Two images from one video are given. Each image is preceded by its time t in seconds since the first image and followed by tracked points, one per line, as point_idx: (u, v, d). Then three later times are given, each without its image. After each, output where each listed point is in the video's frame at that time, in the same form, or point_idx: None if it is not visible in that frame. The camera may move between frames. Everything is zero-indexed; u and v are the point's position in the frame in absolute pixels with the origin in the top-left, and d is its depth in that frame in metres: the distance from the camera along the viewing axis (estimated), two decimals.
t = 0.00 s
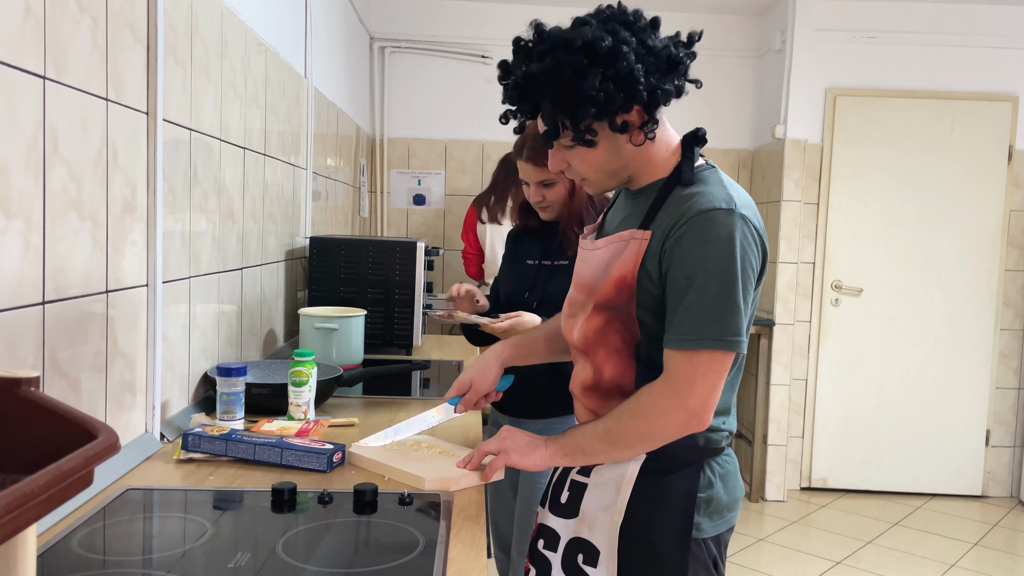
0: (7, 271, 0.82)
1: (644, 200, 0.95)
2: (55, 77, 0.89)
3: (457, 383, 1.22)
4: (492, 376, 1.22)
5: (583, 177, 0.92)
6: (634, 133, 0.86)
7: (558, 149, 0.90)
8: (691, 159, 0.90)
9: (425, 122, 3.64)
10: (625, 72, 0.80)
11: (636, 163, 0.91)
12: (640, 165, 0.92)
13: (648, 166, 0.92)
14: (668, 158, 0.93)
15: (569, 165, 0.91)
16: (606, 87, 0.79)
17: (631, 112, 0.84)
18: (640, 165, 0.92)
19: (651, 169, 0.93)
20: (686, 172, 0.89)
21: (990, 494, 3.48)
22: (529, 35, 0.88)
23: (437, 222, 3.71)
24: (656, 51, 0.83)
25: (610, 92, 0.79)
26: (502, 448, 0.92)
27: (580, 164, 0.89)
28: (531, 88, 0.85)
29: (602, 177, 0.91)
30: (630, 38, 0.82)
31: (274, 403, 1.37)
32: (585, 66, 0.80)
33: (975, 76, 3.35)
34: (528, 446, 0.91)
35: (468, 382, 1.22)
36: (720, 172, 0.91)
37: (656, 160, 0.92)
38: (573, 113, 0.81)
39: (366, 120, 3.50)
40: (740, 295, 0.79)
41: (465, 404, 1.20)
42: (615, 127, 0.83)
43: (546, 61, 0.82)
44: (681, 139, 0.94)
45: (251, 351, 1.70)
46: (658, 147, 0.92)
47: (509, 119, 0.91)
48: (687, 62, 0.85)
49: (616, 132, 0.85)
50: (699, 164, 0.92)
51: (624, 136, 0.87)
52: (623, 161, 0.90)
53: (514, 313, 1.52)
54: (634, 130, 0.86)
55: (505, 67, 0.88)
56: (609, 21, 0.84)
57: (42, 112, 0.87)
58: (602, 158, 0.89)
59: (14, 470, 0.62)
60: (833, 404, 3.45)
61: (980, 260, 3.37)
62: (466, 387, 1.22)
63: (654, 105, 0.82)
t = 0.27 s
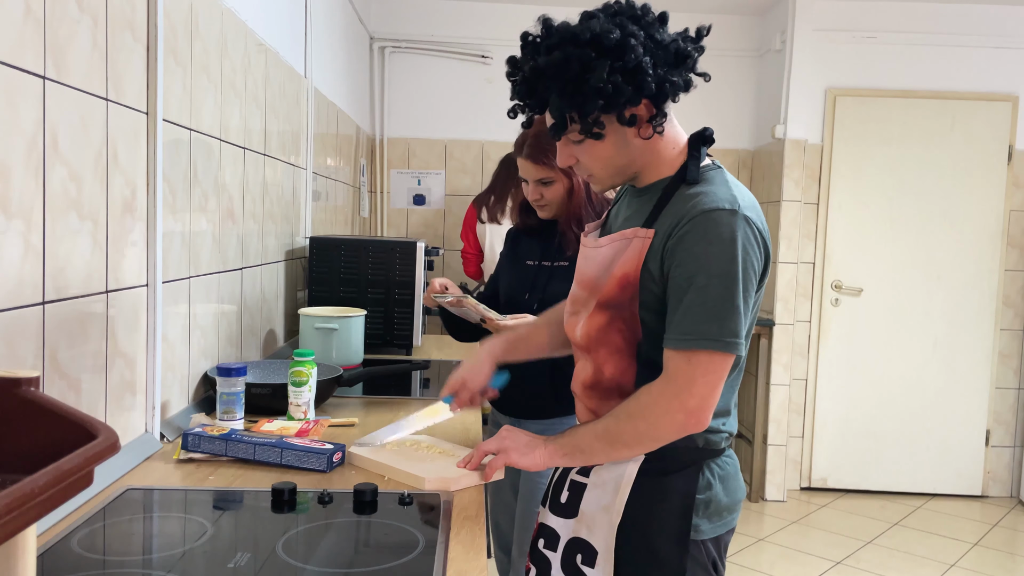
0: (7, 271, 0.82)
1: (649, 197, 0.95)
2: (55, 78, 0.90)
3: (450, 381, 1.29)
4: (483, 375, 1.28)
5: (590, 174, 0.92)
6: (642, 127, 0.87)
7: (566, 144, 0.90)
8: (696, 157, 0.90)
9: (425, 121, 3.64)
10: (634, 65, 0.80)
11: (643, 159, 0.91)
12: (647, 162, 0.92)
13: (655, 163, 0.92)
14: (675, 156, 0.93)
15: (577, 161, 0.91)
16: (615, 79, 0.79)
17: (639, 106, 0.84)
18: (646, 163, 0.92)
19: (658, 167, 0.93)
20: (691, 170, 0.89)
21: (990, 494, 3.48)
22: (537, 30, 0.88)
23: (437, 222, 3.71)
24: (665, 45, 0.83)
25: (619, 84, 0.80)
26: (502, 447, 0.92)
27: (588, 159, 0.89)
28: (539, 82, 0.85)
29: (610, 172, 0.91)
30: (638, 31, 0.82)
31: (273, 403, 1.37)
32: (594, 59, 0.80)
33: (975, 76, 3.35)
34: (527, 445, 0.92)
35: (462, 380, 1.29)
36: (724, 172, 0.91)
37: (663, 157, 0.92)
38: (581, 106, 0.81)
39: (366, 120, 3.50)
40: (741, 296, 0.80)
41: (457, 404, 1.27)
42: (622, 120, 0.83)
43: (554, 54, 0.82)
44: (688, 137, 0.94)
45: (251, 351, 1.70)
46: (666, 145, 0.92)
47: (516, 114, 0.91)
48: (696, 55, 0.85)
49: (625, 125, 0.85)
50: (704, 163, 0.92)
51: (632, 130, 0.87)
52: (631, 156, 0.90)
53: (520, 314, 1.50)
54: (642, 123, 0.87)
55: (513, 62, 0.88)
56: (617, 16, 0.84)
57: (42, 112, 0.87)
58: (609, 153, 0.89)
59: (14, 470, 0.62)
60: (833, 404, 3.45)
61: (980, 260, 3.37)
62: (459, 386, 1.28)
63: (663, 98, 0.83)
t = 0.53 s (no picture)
0: (7, 271, 0.82)
1: (654, 198, 0.95)
2: (55, 78, 0.90)
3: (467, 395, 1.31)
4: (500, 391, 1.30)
5: (594, 172, 0.92)
6: (646, 125, 0.87)
7: (571, 142, 0.90)
8: (701, 159, 0.90)
9: (425, 121, 3.64)
10: (638, 63, 0.80)
11: (647, 159, 0.91)
12: (651, 162, 0.92)
13: (660, 164, 0.92)
14: (680, 157, 0.93)
15: (581, 159, 0.91)
16: (618, 78, 0.79)
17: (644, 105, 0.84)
18: (651, 162, 0.92)
19: (663, 167, 0.93)
20: (695, 173, 0.89)
21: (990, 494, 3.48)
22: (544, 28, 0.88)
23: (437, 222, 3.71)
24: (671, 44, 0.83)
25: (623, 83, 0.80)
26: (502, 447, 0.92)
27: (592, 158, 0.90)
28: (544, 79, 0.85)
29: (613, 171, 0.91)
30: (645, 30, 0.82)
31: (273, 403, 1.37)
32: (599, 57, 0.80)
33: (975, 76, 3.35)
34: (527, 445, 0.92)
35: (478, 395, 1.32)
36: (729, 174, 0.91)
37: (668, 158, 0.92)
38: (585, 103, 0.82)
39: (366, 120, 3.50)
40: (742, 299, 0.80)
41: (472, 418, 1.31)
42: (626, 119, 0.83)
43: (560, 51, 0.82)
44: (694, 139, 0.94)
45: (251, 351, 1.70)
46: (671, 145, 0.92)
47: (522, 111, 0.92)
48: (702, 55, 0.85)
49: (629, 124, 0.85)
50: (709, 165, 0.92)
51: (637, 129, 0.87)
52: (635, 155, 0.90)
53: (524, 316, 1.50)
54: (647, 123, 0.87)
55: (519, 59, 0.89)
56: (624, 14, 0.84)
57: (42, 112, 0.87)
58: (614, 151, 0.89)
59: (14, 470, 0.62)
60: (833, 405, 3.45)
61: (980, 260, 3.37)
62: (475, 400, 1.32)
63: (667, 98, 0.83)
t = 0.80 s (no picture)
0: (7, 271, 0.82)
1: (657, 200, 0.95)
2: (55, 78, 0.90)
3: (456, 382, 1.26)
4: (492, 377, 1.26)
5: (599, 175, 0.92)
6: (647, 128, 0.87)
7: (573, 147, 0.90)
8: (704, 160, 0.90)
9: (425, 121, 3.64)
10: (636, 67, 0.80)
11: (649, 160, 0.92)
12: (654, 163, 0.92)
13: (662, 165, 0.93)
14: (683, 157, 0.93)
15: (585, 163, 0.91)
16: (617, 82, 0.80)
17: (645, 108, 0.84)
18: (655, 163, 0.92)
19: (666, 168, 0.93)
20: (699, 174, 0.89)
21: (990, 494, 3.48)
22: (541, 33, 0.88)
23: (437, 222, 3.71)
24: (669, 45, 0.83)
25: (622, 87, 0.80)
26: (502, 448, 0.93)
27: (595, 161, 0.90)
28: (544, 85, 0.85)
29: (616, 174, 0.91)
30: (642, 32, 0.82)
31: (273, 403, 1.37)
32: (596, 62, 0.80)
33: (975, 76, 3.35)
34: (527, 446, 0.92)
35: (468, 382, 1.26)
36: (733, 176, 0.91)
37: (671, 158, 0.92)
38: (585, 109, 0.82)
39: (366, 120, 3.50)
40: (745, 302, 0.79)
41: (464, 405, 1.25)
42: (627, 122, 0.83)
43: (558, 57, 0.82)
44: (697, 139, 0.94)
45: (251, 351, 1.70)
46: (673, 145, 0.92)
47: (522, 117, 0.92)
48: (702, 55, 0.85)
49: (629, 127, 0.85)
50: (712, 167, 0.92)
51: (638, 131, 0.87)
52: (637, 157, 0.90)
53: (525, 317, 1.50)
54: (648, 125, 0.86)
55: (518, 66, 0.89)
56: (621, 17, 0.83)
57: (42, 112, 0.87)
58: (617, 154, 0.89)
59: (14, 470, 0.62)
60: (833, 405, 3.45)
61: (980, 260, 3.37)
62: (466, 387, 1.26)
63: (667, 100, 0.82)
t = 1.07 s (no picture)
0: (7, 271, 0.82)
1: (654, 202, 0.95)
2: (55, 78, 0.90)
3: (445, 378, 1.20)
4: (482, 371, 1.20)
5: (596, 180, 0.92)
6: (641, 132, 0.86)
7: (568, 153, 0.90)
8: (701, 160, 0.90)
9: (425, 121, 3.64)
10: (627, 72, 0.79)
11: (645, 163, 0.91)
12: (651, 166, 0.92)
13: (659, 167, 0.93)
14: (679, 157, 0.93)
15: (580, 169, 0.91)
16: (608, 89, 0.79)
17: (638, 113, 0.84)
18: (651, 166, 0.92)
19: (663, 170, 0.93)
20: (696, 175, 0.89)
21: (990, 494, 3.48)
22: (532, 40, 0.88)
23: (437, 222, 3.71)
24: (659, 48, 0.83)
25: (613, 93, 0.80)
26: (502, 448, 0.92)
27: (590, 167, 0.90)
28: (536, 94, 0.85)
29: (613, 178, 0.91)
30: (632, 37, 0.81)
31: (273, 403, 1.37)
32: (587, 69, 0.80)
33: (975, 76, 3.35)
34: (527, 446, 0.92)
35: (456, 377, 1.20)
36: (731, 176, 0.91)
37: (667, 160, 0.92)
38: (577, 117, 0.82)
39: (366, 120, 3.50)
40: (744, 302, 0.79)
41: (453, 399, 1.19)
42: (620, 127, 0.83)
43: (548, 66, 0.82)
44: (692, 139, 0.94)
45: (251, 351, 1.70)
46: (669, 147, 0.92)
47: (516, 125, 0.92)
48: (693, 57, 0.85)
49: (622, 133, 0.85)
50: (710, 166, 0.91)
51: (632, 136, 0.87)
52: (632, 160, 0.90)
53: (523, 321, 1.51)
54: (641, 129, 0.86)
55: (511, 74, 0.89)
56: (611, 22, 0.83)
57: (41, 112, 0.87)
58: (612, 159, 0.89)
59: (14, 470, 0.62)
60: (833, 405, 3.45)
61: (980, 260, 3.37)
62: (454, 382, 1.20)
63: (659, 104, 0.82)
